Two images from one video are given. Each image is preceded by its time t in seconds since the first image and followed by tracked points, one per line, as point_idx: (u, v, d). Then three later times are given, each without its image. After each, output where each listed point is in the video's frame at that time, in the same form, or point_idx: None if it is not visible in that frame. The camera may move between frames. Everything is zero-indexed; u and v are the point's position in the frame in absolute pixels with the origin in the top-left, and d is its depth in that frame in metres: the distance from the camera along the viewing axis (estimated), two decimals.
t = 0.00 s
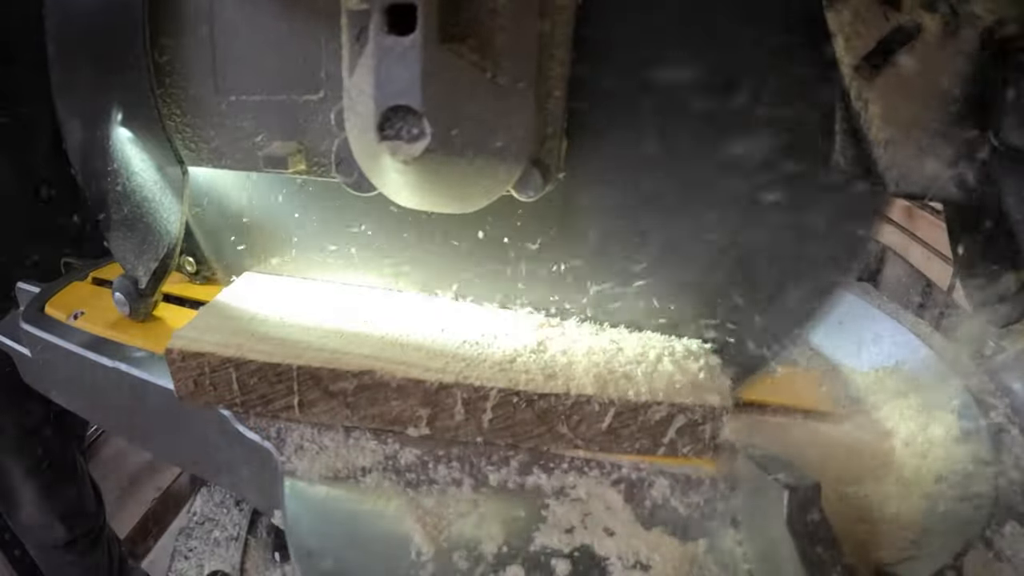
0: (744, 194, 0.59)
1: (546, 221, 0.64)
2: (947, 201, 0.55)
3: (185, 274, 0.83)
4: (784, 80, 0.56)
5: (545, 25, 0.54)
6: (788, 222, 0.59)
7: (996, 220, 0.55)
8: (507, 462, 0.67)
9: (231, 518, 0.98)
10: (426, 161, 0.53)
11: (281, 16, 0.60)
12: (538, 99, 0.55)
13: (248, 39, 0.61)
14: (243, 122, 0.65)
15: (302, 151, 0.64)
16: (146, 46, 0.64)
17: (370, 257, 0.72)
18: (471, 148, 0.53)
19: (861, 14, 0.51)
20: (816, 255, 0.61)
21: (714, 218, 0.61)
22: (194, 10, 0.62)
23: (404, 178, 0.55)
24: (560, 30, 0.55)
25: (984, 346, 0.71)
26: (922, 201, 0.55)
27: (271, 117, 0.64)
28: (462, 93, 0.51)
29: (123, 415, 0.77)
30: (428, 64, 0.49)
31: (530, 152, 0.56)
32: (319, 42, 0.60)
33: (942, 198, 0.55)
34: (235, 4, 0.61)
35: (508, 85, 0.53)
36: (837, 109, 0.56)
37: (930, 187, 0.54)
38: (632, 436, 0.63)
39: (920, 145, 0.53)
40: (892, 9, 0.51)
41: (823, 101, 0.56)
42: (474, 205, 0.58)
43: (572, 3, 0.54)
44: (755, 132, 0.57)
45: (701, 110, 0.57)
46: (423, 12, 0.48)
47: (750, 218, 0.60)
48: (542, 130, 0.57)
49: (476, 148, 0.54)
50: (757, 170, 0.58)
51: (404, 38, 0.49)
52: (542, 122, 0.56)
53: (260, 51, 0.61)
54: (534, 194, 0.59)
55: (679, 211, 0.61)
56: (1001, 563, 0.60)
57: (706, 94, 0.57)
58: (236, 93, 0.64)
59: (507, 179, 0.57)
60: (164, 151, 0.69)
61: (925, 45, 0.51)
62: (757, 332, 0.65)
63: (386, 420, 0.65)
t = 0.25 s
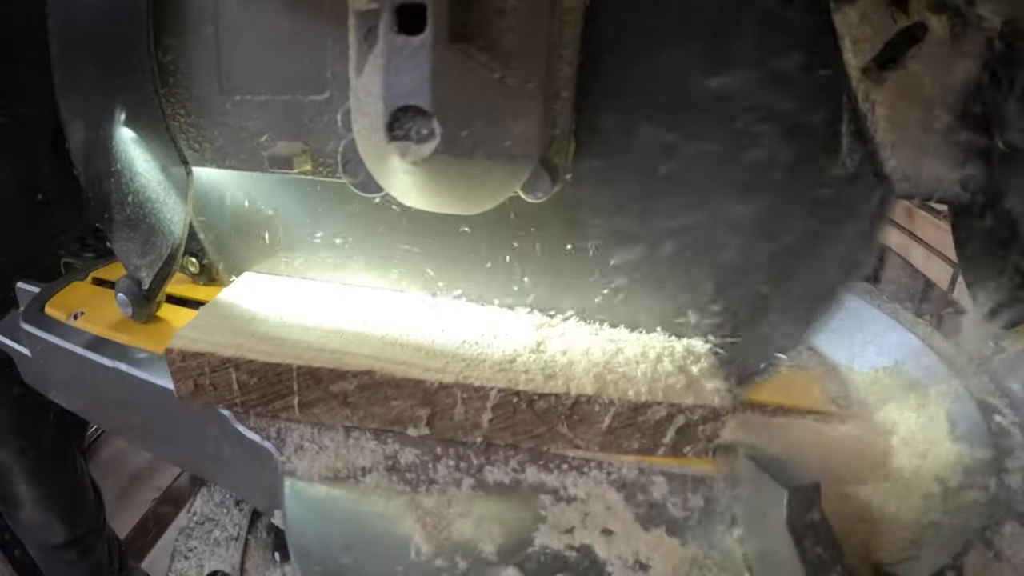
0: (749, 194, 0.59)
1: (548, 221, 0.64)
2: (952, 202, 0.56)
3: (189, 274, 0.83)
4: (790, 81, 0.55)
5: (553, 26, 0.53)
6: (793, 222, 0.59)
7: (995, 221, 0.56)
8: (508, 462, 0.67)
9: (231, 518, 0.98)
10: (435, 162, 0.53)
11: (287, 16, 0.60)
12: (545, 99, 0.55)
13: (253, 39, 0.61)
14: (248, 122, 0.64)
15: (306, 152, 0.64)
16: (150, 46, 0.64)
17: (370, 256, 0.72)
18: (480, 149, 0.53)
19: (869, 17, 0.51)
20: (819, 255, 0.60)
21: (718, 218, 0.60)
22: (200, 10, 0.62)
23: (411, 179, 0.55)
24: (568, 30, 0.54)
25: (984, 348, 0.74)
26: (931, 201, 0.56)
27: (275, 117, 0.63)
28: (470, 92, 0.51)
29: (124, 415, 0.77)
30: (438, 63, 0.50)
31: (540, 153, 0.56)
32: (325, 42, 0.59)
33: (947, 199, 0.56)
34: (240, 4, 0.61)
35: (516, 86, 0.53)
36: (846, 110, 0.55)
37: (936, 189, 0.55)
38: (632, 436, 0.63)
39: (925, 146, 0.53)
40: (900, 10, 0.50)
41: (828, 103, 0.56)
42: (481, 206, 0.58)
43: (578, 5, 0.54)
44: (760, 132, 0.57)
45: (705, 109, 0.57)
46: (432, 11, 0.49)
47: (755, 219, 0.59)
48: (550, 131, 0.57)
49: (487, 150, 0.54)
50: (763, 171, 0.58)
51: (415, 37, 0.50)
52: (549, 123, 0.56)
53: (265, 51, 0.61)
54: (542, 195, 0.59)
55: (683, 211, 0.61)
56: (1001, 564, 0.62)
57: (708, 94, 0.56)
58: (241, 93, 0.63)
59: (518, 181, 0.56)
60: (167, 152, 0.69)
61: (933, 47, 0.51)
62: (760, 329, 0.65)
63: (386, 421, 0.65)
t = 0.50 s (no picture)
0: (756, 193, 0.58)
1: (547, 223, 0.64)
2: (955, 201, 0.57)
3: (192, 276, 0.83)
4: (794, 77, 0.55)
5: (563, 26, 0.53)
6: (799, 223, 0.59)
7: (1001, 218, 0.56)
8: (509, 463, 0.66)
9: (231, 518, 0.98)
10: (443, 163, 0.53)
11: (293, 16, 0.59)
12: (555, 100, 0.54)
13: (258, 38, 0.61)
14: (253, 122, 0.64)
15: (313, 152, 0.63)
16: (154, 45, 0.64)
17: (370, 256, 0.71)
18: (491, 150, 0.53)
19: (876, 18, 0.51)
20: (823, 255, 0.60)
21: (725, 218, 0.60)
22: (205, 9, 0.62)
23: (419, 179, 0.55)
24: (578, 30, 0.54)
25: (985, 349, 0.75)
26: (939, 199, 0.56)
27: (280, 116, 0.63)
28: (481, 93, 0.51)
29: (125, 415, 0.77)
30: (447, 64, 0.49)
31: (546, 154, 0.56)
32: (332, 42, 0.59)
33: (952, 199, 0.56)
34: (246, 4, 0.61)
35: (525, 87, 0.53)
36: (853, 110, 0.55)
37: (942, 189, 0.56)
38: (633, 436, 0.63)
39: (933, 146, 0.54)
40: (908, 11, 0.50)
41: (833, 101, 0.56)
42: (490, 207, 0.58)
43: (588, 7, 0.53)
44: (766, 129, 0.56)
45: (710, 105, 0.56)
46: (442, 13, 0.48)
47: (760, 220, 0.59)
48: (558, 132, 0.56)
49: (498, 152, 0.53)
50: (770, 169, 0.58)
51: (425, 38, 0.49)
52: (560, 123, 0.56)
53: (270, 51, 0.61)
54: (549, 196, 0.59)
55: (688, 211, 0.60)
56: (1002, 563, 0.63)
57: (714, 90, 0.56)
58: (245, 93, 0.63)
59: (526, 182, 0.56)
60: (170, 152, 0.69)
61: (941, 47, 0.50)
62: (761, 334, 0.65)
63: (386, 421, 0.65)
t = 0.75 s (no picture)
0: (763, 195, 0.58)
1: (549, 223, 0.64)
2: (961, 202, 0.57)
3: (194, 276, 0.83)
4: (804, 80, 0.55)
5: (571, 27, 0.53)
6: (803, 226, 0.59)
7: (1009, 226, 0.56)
8: (508, 463, 0.67)
9: (231, 518, 0.98)
10: (452, 163, 0.52)
11: (298, 16, 0.59)
12: (563, 100, 0.54)
13: (262, 38, 0.61)
14: (257, 122, 0.64)
15: (319, 152, 0.63)
16: (158, 45, 0.64)
17: (370, 255, 0.72)
18: (499, 151, 0.53)
19: (883, 21, 0.51)
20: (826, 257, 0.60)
21: (730, 220, 0.59)
22: (210, 9, 0.62)
23: (426, 179, 0.54)
24: (585, 31, 0.54)
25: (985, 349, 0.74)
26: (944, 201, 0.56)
27: (283, 116, 0.63)
28: (491, 94, 0.51)
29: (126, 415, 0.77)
30: (457, 64, 0.49)
31: (555, 155, 0.56)
32: (337, 42, 0.59)
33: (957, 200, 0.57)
34: (250, 3, 0.60)
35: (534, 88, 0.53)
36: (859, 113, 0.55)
37: (946, 192, 0.56)
38: (633, 437, 0.63)
39: (938, 147, 0.54)
40: (915, 14, 0.51)
41: (843, 103, 0.55)
42: (495, 207, 0.58)
43: (594, 7, 0.53)
44: (772, 132, 0.56)
45: (717, 109, 0.56)
46: (452, 12, 0.48)
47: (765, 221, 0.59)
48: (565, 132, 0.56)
49: (506, 152, 0.53)
50: (778, 172, 0.57)
51: (434, 38, 0.49)
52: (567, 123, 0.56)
53: (274, 51, 0.61)
54: (555, 198, 0.59)
55: (691, 213, 0.60)
56: (1002, 563, 0.62)
57: (721, 94, 0.55)
58: (249, 93, 0.63)
59: (534, 182, 0.57)
60: (173, 152, 0.69)
61: (946, 49, 0.51)
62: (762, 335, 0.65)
63: (386, 421, 0.65)
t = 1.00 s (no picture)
0: (763, 192, 0.59)
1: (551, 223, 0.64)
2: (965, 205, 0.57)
3: (196, 276, 0.83)
4: (805, 81, 0.55)
5: (577, 27, 0.53)
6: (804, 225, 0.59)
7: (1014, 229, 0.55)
8: (508, 463, 0.67)
9: (231, 518, 0.98)
10: (458, 164, 0.52)
11: (301, 16, 0.59)
12: (569, 100, 0.54)
13: (266, 38, 0.61)
14: (261, 122, 0.64)
15: (322, 152, 0.63)
16: (161, 44, 0.64)
17: (370, 255, 0.71)
18: (504, 151, 0.53)
19: (888, 21, 0.51)
20: (827, 256, 0.60)
21: (731, 220, 0.60)
22: (215, 9, 0.62)
23: (430, 179, 0.55)
24: (591, 31, 0.54)
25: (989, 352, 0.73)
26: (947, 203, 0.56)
27: (287, 116, 0.63)
28: (497, 95, 0.51)
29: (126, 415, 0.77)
30: (464, 64, 0.49)
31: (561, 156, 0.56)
32: (342, 42, 0.59)
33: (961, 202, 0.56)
34: (255, 3, 0.60)
35: (540, 88, 0.52)
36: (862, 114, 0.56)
37: (949, 193, 0.55)
38: (634, 437, 0.63)
39: (941, 148, 0.53)
40: (918, 15, 0.51)
41: (845, 105, 0.56)
42: (501, 207, 0.57)
43: (600, 7, 0.53)
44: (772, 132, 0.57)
45: (718, 110, 0.56)
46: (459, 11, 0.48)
47: (764, 219, 0.60)
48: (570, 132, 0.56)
49: (510, 152, 0.53)
50: (779, 172, 0.58)
51: (441, 38, 0.49)
52: (572, 123, 0.56)
53: (278, 51, 0.61)
54: (559, 198, 0.59)
55: (689, 212, 0.60)
56: (1000, 563, 0.65)
57: (722, 95, 0.56)
58: (252, 93, 0.63)
59: (539, 184, 0.56)
60: (176, 152, 0.69)
61: (950, 52, 0.51)
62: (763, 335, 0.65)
63: (386, 421, 0.65)
